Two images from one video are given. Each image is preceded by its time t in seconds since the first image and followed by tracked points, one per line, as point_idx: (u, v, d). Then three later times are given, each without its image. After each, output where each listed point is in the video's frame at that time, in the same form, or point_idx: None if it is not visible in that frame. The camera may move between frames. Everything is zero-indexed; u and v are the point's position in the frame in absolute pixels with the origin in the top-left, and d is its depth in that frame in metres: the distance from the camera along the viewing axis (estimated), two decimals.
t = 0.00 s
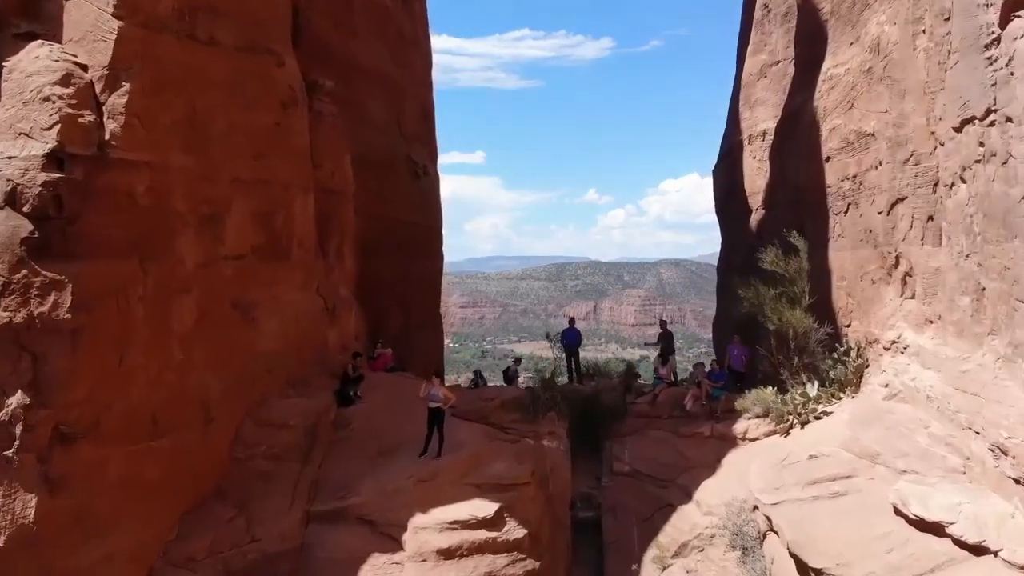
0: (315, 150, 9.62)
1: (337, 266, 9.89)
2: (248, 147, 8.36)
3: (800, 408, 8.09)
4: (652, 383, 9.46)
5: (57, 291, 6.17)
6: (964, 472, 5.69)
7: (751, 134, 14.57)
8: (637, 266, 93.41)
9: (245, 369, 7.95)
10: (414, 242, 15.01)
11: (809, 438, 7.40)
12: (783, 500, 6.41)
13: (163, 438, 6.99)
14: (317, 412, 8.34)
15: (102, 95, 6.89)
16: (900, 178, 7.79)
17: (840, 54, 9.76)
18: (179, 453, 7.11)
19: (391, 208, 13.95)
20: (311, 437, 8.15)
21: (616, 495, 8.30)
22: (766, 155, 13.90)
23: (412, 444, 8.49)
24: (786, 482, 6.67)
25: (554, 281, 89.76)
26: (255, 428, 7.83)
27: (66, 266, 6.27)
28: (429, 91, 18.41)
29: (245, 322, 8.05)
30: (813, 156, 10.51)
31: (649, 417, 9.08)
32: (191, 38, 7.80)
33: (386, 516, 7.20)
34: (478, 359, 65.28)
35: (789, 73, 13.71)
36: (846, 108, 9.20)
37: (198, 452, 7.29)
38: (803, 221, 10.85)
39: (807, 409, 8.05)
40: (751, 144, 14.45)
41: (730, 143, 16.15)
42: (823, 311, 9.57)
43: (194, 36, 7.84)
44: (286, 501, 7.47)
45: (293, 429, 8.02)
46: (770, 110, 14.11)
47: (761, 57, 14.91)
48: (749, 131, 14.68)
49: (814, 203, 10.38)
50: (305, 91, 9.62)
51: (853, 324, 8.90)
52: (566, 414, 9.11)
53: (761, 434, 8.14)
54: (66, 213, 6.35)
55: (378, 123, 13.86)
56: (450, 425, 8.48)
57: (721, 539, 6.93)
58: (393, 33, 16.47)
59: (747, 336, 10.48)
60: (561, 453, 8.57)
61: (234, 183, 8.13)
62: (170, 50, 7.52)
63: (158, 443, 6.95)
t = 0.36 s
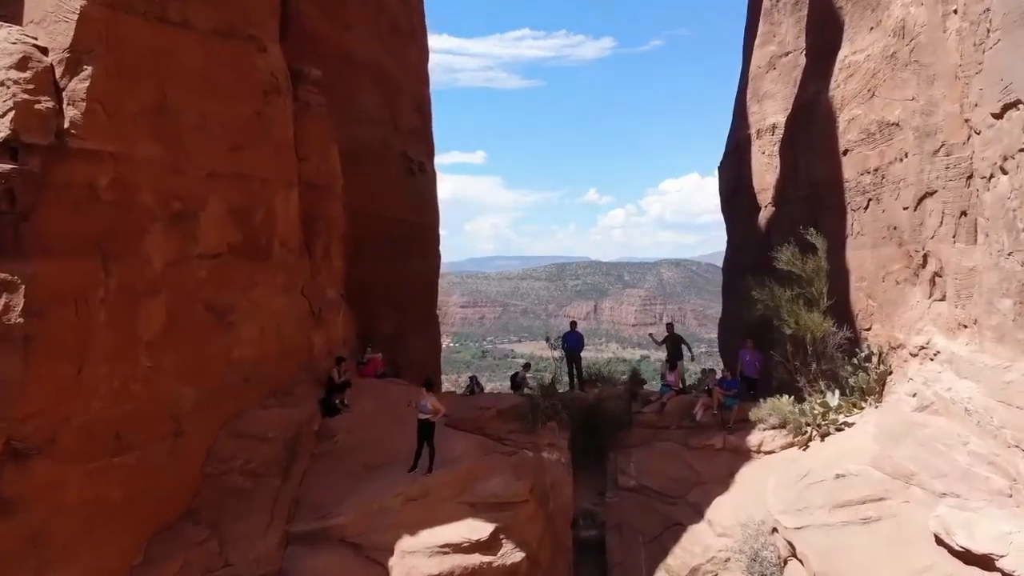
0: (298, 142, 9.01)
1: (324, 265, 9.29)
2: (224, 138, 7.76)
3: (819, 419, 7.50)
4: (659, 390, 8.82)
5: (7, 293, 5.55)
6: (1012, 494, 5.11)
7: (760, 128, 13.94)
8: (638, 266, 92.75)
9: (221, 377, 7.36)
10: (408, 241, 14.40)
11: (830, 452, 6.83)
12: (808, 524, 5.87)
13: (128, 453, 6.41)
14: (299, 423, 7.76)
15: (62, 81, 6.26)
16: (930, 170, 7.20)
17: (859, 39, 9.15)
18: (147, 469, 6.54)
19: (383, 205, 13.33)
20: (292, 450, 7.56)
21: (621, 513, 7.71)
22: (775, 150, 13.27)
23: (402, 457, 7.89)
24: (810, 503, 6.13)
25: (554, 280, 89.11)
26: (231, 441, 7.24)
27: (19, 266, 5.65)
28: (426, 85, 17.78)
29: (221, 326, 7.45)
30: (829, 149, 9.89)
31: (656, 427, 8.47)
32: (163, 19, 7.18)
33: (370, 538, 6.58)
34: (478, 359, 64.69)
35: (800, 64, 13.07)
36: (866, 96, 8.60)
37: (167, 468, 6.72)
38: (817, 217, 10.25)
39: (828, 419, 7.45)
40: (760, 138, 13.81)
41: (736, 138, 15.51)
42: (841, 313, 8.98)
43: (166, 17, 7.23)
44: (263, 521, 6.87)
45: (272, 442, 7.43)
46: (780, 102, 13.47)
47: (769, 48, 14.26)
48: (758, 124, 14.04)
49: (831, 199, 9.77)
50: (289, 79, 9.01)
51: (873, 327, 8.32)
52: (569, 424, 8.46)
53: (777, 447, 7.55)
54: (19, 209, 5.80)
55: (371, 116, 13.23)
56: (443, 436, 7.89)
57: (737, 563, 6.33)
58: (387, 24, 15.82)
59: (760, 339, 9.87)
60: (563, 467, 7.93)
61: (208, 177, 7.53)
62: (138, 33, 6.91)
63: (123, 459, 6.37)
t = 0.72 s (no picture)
0: (277, 132, 8.34)
1: (307, 265, 8.63)
2: (195, 126, 7.09)
3: (844, 432, 6.85)
4: (668, 399, 8.14)
5: None
6: None
7: (770, 121, 13.23)
8: (638, 266, 92.11)
9: (190, 387, 6.71)
10: (400, 240, 13.72)
11: (859, 471, 6.24)
12: (842, 558, 5.39)
13: (83, 473, 5.74)
14: (276, 437, 7.11)
15: (10, 60, 5.71)
16: (968, 160, 6.58)
17: (881, 22, 8.52)
18: (106, 491, 5.88)
19: (374, 202, 12.65)
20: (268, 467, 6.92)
21: (627, 535, 7.08)
22: (787, 145, 12.57)
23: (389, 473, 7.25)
24: (842, 533, 5.62)
25: (554, 280, 88.44)
26: (200, 457, 6.60)
27: None
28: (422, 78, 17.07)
29: (190, 331, 6.79)
30: (850, 140, 9.22)
31: (665, 440, 7.82)
32: None
33: (345, 567, 5.90)
34: (477, 359, 63.99)
35: (813, 53, 12.36)
36: (892, 82, 7.98)
37: (128, 489, 6.06)
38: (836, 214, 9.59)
39: (854, 432, 6.79)
40: (770, 132, 13.13)
41: (744, 132, 14.84)
42: (864, 316, 8.32)
43: None
44: (232, 546, 6.20)
45: (245, 458, 6.78)
46: (792, 94, 12.79)
47: (780, 36, 13.57)
48: (767, 117, 13.36)
49: (853, 193, 9.10)
50: (269, 64, 8.34)
51: (898, 332, 7.70)
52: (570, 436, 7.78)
53: (798, 463, 6.89)
54: None
55: (362, 108, 12.54)
56: (433, 451, 7.23)
57: None
58: (380, 12, 15.13)
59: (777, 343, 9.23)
60: (564, 484, 7.28)
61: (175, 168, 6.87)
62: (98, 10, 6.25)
63: (77, 480, 5.70)
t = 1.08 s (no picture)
0: (252, 120, 7.68)
1: (288, 264, 7.97)
2: (160, 112, 6.45)
3: (873, 449, 6.21)
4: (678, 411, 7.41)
5: None
6: None
7: (780, 115, 12.54)
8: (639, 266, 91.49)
9: (150, 399, 6.07)
10: (392, 239, 13.04)
11: (895, 497, 5.62)
12: None
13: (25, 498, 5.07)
14: (247, 454, 6.46)
15: None
16: (1012, 149, 6.01)
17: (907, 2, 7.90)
18: (55, 520, 5.20)
19: (363, 199, 11.98)
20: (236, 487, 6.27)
21: (634, 562, 6.45)
22: (799, 139, 11.88)
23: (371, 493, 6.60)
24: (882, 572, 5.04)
25: (555, 280, 87.82)
26: (161, 478, 5.95)
27: None
28: (417, 71, 16.38)
29: (151, 338, 6.15)
30: (873, 131, 8.57)
31: (676, 456, 7.16)
32: None
33: None
34: (476, 360, 63.31)
35: (827, 42, 11.67)
36: (921, 66, 7.37)
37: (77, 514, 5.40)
38: (857, 210, 8.92)
39: (885, 450, 6.14)
40: (781, 125, 12.44)
41: (752, 126, 14.16)
42: (890, 320, 7.66)
43: None
44: None
45: (212, 479, 6.13)
46: (804, 84, 12.08)
47: (790, 25, 12.80)
48: (778, 110, 12.66)
49: (876, 189, 8.43)
50: (244, 47, 7.68)
51: (929, 338, 7.06)
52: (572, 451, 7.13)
53: (822, 484, 6.25)
54: None
55: (352, 100, 11.86)
56: (420, 470, 6.57)
57: None
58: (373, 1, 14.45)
59: (796, 349, 8.57)
60: (565, 506, 6.65)
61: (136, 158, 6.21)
62: None
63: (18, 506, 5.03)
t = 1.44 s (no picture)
0: (228, 108, 7.08)
1: (267, 265, 7.37)
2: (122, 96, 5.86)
3: (905, 468, 5.64)
4: (689, 423, 6.85)
5: None
6: None
7: (792, 107, 11.92)
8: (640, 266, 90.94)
9: (107, 413, 5.46)
10: (385, 238, 12.47)
11: (934, 523, 5.05)
12: None
13: None
14: (217, 473, 5.87)
15: None
16: None
17: None
18: None
19: (353, 196, 11.37)
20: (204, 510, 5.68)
21: None
22: (812, 132, 11.25)
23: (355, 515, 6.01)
24: None
25: (555, 280, 87.25)
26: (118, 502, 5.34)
27: None
28: (412, 63, 15.76)
29: (109, 345, 5.56)
30: (897, 121, 7.99)
31: (688, 473, 6.58)
32: None
33: None
34: (476, 360, 62.76)
35: (842, 29, 11.05)
36: (954, 48, 6.82)
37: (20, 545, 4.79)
38: (880, 207, 8.34)
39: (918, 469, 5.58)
40: (791, 118, 11.86)
41: (761, 120, 13.58)
42: (917, 325, 7.09)
43: None
44: None
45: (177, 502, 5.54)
46: (817, 75, 11.48)
47: (801, 13, 12.23)
48: (788, 102, 12.08)
49: (903, 183, 7.83)
50: (220, 28, 7.07)
51: (961, 343, 6.50)
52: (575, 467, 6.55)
53: (851, 505, 5.69)
54: None
55: (342, 91, 11.25)
56: (407, 490, 6.00)
57: None
58: None
59: (817, 357, 8.00)
60: (568, 528, 6.10)
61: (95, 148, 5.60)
62: None
63: None
